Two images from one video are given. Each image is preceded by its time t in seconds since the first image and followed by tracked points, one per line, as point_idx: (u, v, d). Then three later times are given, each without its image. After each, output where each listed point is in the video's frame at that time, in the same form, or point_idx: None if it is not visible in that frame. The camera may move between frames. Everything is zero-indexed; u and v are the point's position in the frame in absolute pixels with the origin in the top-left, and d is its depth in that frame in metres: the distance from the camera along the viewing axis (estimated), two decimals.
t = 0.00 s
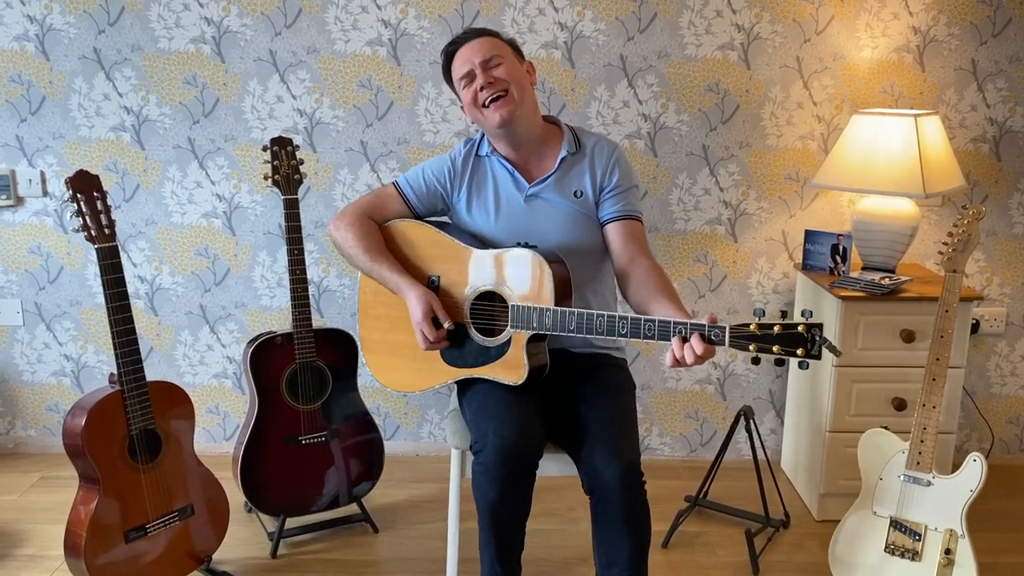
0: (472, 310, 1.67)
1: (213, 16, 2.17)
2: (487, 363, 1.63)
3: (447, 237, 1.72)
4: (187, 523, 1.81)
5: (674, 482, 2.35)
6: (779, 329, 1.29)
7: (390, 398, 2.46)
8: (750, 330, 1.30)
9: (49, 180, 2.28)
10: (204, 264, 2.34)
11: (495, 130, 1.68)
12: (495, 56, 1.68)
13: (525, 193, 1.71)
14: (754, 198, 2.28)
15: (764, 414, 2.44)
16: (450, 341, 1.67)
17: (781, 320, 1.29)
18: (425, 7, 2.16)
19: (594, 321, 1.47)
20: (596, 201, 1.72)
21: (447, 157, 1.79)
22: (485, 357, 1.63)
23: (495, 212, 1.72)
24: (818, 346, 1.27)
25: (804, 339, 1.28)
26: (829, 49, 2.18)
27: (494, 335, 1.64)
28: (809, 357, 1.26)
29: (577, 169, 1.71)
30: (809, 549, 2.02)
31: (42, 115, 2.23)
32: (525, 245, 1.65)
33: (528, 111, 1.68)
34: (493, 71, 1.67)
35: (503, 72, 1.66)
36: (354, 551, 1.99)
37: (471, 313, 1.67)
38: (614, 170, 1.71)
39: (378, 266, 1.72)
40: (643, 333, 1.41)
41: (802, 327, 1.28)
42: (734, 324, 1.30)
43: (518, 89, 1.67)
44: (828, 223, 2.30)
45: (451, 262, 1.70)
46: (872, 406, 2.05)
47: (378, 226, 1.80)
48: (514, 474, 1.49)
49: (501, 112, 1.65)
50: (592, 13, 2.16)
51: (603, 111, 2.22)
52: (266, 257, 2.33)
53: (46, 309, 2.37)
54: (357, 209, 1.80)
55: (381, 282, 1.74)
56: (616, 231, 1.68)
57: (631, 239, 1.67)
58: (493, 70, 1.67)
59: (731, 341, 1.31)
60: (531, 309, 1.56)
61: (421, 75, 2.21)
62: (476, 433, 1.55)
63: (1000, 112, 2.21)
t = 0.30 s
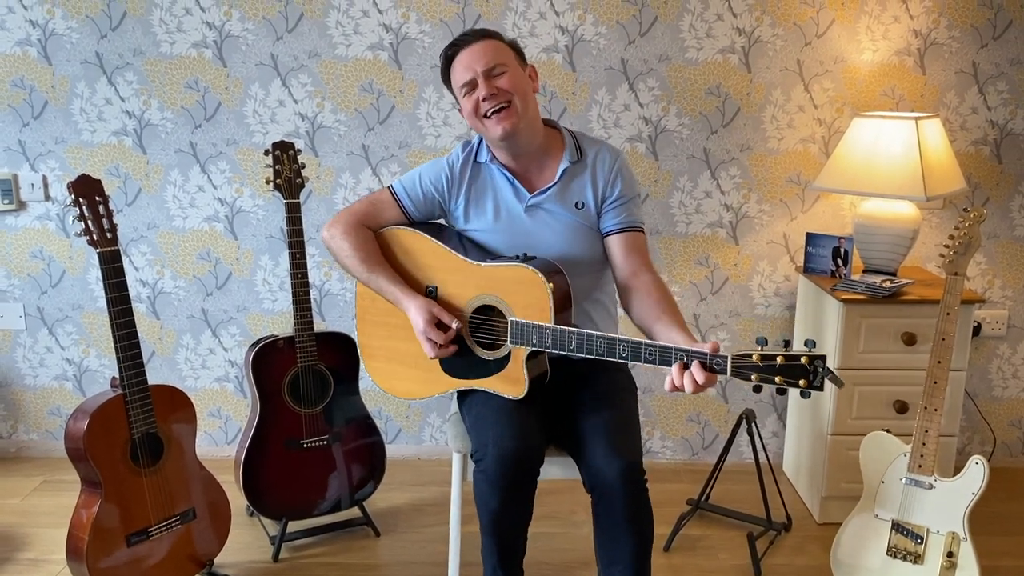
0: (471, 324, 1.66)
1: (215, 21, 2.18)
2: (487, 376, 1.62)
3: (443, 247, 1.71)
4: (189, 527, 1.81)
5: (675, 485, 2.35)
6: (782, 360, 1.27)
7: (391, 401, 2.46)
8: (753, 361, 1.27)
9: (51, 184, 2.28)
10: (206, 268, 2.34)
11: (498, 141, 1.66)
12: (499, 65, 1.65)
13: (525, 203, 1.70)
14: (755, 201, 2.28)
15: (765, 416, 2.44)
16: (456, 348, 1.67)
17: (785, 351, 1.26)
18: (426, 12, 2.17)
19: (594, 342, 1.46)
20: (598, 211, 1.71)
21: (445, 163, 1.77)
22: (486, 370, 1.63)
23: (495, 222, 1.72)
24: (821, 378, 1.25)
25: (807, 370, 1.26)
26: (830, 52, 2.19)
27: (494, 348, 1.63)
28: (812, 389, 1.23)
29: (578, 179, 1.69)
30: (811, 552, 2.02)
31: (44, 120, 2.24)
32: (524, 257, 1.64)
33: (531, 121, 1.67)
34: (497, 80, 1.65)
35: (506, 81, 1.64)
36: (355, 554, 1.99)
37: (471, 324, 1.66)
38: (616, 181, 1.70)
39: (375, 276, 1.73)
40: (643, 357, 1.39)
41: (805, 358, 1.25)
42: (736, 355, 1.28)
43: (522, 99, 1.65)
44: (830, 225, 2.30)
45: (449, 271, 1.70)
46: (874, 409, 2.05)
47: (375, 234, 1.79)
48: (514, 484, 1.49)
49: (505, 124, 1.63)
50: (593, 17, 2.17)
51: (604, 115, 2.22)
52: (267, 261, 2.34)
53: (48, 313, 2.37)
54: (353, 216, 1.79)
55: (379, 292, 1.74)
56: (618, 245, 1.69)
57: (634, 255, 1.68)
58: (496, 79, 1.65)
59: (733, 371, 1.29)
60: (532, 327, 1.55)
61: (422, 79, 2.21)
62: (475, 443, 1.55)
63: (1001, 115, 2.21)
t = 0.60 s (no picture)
0: (470, 334, 1.66)
1: (217, 25, 2.18)
2: (489, 386, 1.62)
3: (444, 257, 1.71)
4: (191, 532, 1.81)
5: (678, 489, 2.35)
6: (784, 386, 1.25)
7: (393, 405, 2.46)
8: (755, 386, 1.26)
9: (53, 188, 2.28)
10: (207, 272, 2.34)
11: (499, 154, 1.66)
12: (501, 76, 1.63)
13: (528, 215, 1.69)
14: (757, 204, 2.28)
15: (768, 419, 2.44)
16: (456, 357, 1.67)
17: (787, 376, 1.25)
18: (428, 15, 2.17)
19: (597, 358, 1.46)
20: (603, 223, 1.70)
21: (445, 171, 1.77)
22: (486, 381, 1.63)
23: (497, 232, 1.72)
24: (824, 404, 1.23)
25: (809, 395, 1.25)
26: (831, 55, 2.19)
27: (494, 359, 1.63)
28: (814, 414, 1.22)
29: (582, 192, 1.68)
30: (815, 555, 2.01)
31: (46, 124, 2.24)
32: (523, 268, 1.64)
33: (533, 133, 1.65)
34: (499, 93, 1.63)
35: (509, 94, 1.62)
36: (357, 558, 1.99)
37: (470, 335, 1.66)
38: (621, 193, 1.68)
39: (373, 285, 1.73)
40: (645, 377, 1.39)
41: (807, 384, 1.24)
42: (738, 378, 1.28)
43: (525, 112, 1.63)
44: (832, 228, 2.30)
45: (449, 281, 1.70)
46: (877, 412, 2.05)
47: (374, 241, 1.79)
48: (516, 496, 1.49)
49: (506, 138, 1.62)
50: (594, 21, 2.17)
51: (606, 118, 2.22)
52: (269, 265, 2.34)
53: (50, 317, 2.37)
54: (352, 223, 1.78)
55: (378, 301, 1.74)
56: (625, 258, 1.68)
57: (641, 267, 1.68)
58: (498, 91, 1.63)
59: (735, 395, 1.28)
60: (532, 340, 1.55)
61: (423, 83, 2.21)
62: (476, 453, 1.55)
63: (1003, 117, 2.21)
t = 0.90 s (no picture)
0: (472, 340, 1.66)
1: (218, 29, 2.18)
2: (490, 392, 1.62)
3: (446, 264, 1.71)
4: (192, 536, 1.81)
5: (680, 492, 2.34)
6: (788, 399, 1.26)
7: (394, 409, 2.46)
8: (759, 399, 1.27)
9: (55, 193, 2.29)
10: (209, 276, 2.35)
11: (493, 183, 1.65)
12: (492, 121, 1.55)
13: (531, 227, 1.69)
14: (758, 207, 2.28)
15: (769, 423, 2.44)
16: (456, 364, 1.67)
17: (791, 389, 1.25)
18: (429, 20, 2.17)
19: (599, 368, 1.46)
20: (607, 235, 1.69)
21: (449, 178, 1.76)
22: (488, 388, 1.63)
23: (500, 241, 1.73)
24: (827, 417, 1.24)
25: (812, 408, 1.26)
26: (832, 59, 2.19)
27: (495, 366, 1.63)
28: (817, 427, 1.23)
29: (586, 205, 1.67)
30: (817, 559, 2.01)
31: (48, 129, 2.25)
32: (526, 275, 1.64)
33: (522, 171, 1.62)
34: (490, 136, 1.57)
35: (498, 143, 1.56)
36: (359, 562, 1.99)
37: (472, 342, 1.66)
38: (626, 206, 1.67)
39: (375, 291, 1.73)
40: (648, 387, 1.39)
41: (811, 397, 1.25)
42: (742, 392, 1.28)
43: (515, 156, 1.59)
44: (833, 231, 2.29)
45: (450, 287, 1.70)
46: (878, 415, 2.04)
47: (376, 246, 1.79)
48: (517, 502, 1.50)
49: (496, 180, 1.61)
50: (595, 24, 2.17)
51: (607, 121, 2.23)
52: (271, 269, 2.34)
53: (52, 321, 2.38)
54: (355, 228, 1.78)
55: (380, 308, 1.74)
56: (629, 269, 1.68)
57: (646, 278, 1.67)
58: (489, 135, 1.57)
59: (738, 407, 1.28)
60: (535, 348, 1.54)
61: (425, 87, 2.22)
62: (477, 458, 1.55)
63: (1004, 120, 2.21)
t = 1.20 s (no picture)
0: (475, 341, 1.66)
1: (220, 34, 2.19)
2: (493, 393, 1.62)
3: (449, 264, 1.71)
4: (194, 540, 1.81)
5: (682, 496, 2.34)
6: (788, 394, 1.25)
7: (396, 413, 2.46)
8: (759, 394, 1.26)
9: (57, 198, 2.29)
10: (211, 280, 2.35)
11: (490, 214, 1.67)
12: (484, 195, 1.54)
13: (531, 243, 1.70)
14: (760, 211, 2.28)
15: (771, 427, 2.43)
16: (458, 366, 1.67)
17: (791, 384, 1.25)
18: (430, 24, 2.18)
19: (600, 366, 1.46)
20: (609, 249, 1.69)
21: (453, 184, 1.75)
22: (490, 389, 1.63)
23: (502, 248, 1.73)
24: (827, 412, 1.23)
25: (813, 403, 1.25)
26: (833, 62, 2.19)
27: (497, 366, 1.63)
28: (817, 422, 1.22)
29: (588, 222, 1.66)
30: (819, 563, 2.01)
31: (50, 134, 2.25)
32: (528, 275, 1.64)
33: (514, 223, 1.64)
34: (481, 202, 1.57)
35: (487, 212, 1.57)
36: (361, 567, 1.99)
37: (475, 342, 1.66)
38: (629, 222, 1.66)
39: (378, 292, 1.73)
40: (648, 384, 1.39)
41: (811, 392, 1.24)
42: (742, 386, 1.28)
43: (504, 218, 1.60)
44: (834, 235, 2.29)
45: (453, 288, 1.70)
46: (880, 418, 2.04)
47: (379, 249, 1.79)
48: (519, 504, 1.49)
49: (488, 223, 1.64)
50: (596, 28, 2.17)
51: (608, 125, 2.23)
52: (272, 273, 2.34)
53: (54, 326, 2.38)
54: (358, 232, 1.78)
55: (382, 308, 1.74)
56: (632, 280, 1.68)
57: (649, 287, 1.67)
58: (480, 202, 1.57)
59: (738, 402, 1.28)
60: (536, 348, 1.54)
61: (426, 91, 2.22)
62: (479, 459, 1.55)
63: (1006, 123, 2.21)
